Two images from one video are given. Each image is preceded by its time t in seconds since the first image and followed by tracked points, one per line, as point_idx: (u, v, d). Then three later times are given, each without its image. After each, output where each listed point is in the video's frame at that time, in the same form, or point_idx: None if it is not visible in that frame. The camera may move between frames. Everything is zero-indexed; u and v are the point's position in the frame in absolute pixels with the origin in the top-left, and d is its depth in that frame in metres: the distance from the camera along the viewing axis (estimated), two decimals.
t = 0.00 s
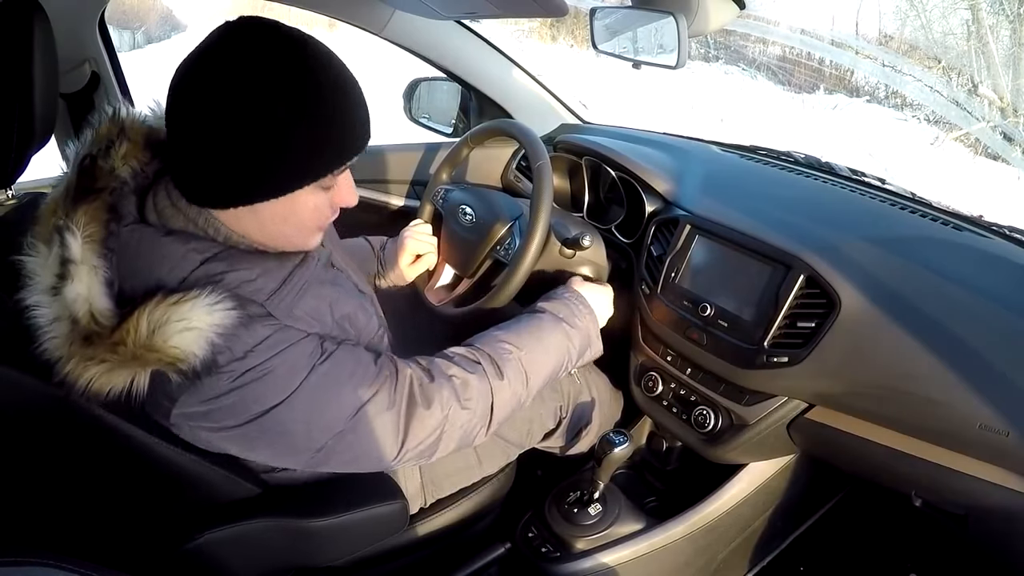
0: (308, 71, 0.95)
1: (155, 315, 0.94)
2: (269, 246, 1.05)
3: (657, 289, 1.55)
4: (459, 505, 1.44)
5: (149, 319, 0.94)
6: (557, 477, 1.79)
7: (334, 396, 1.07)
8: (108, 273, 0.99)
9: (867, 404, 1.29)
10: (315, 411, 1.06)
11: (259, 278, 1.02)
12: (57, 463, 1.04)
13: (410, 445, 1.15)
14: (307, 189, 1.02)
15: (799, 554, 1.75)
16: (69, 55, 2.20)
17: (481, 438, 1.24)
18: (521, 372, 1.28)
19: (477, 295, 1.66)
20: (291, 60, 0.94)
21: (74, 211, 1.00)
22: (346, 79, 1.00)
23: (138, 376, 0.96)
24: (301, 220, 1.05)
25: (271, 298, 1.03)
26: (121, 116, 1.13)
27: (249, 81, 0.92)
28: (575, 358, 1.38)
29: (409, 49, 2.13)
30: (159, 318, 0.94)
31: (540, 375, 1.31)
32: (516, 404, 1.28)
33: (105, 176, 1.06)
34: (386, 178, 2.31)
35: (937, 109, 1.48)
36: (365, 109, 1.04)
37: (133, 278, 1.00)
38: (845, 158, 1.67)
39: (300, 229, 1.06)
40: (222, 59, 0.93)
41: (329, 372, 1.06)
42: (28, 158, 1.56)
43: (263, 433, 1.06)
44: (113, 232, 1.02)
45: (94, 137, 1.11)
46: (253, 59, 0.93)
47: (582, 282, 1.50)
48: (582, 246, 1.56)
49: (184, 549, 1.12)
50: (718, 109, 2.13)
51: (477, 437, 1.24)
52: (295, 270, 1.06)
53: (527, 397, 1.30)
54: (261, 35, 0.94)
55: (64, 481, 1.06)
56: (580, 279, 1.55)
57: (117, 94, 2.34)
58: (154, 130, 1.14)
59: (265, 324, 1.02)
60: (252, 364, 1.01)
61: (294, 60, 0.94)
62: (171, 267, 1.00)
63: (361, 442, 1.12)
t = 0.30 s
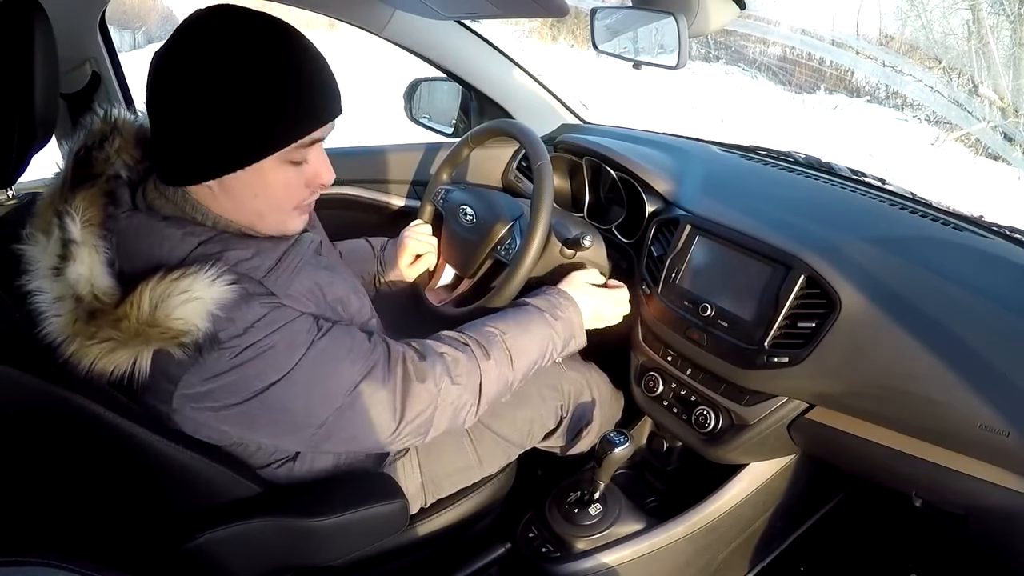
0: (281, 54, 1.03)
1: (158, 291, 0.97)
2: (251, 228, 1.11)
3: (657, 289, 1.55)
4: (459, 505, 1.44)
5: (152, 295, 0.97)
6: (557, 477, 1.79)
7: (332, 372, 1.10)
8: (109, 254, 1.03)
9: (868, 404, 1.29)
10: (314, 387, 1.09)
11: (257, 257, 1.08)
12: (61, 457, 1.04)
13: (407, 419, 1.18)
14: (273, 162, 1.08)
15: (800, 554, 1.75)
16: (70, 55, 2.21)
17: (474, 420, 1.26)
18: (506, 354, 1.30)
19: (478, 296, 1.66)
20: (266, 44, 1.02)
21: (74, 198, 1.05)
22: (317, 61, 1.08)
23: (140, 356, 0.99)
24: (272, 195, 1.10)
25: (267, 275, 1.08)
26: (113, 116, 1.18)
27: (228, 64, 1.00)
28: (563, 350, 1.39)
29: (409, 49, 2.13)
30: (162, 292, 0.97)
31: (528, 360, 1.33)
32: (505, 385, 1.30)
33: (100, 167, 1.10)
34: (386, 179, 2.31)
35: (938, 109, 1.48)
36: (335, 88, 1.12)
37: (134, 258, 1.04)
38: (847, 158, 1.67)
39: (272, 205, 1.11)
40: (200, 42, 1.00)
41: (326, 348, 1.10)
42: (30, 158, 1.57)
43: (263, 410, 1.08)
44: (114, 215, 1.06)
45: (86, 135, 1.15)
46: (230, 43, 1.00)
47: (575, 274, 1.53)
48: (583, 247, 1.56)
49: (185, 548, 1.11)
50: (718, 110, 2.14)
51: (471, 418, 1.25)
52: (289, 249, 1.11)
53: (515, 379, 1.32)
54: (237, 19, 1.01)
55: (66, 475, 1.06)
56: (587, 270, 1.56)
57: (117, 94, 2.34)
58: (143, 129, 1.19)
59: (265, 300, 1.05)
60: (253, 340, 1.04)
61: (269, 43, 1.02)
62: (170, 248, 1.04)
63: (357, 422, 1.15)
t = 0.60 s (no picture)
0: (282, 51, 1.05)
1: (133, 286, 0.96)
2: (250, 219, 1.13)
3: (658, 289, 1.55)
4: (459, 505, 1.44)
5: (127, 290, 0.96)
6: (558, 477, 1.79)
7: (313, 380, 1.08)
8: (90, 246, 1.03)
9: (868, 404, 1.29)
10: (291, 396, 1.07)
11: (239, 258, 1.07)
12: (54, 459, 1.03)
13: (393, 445, 1.16)
14: (272, 153, 1.09)
15: (800, 554, 1.75)
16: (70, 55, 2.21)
17: (465, 446, 1.24)
18: (497, 379, 1.28)
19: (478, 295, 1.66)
20: (267, 40, 1.04)
21: (61, 192, 1.06)
22: (317, 59, 1.10)
23: (116, 350, 0.97)
24: (271, 186, 1.12)
25: (249, 278, 1.07)
26: (113, 118, 1.20)
27: (229, 59, 1.01)
28: (552, 368, 1.36)
29: (409, 48, 2.13)
30: (138, 287, 0.96)
31: (520, 383, 1.30)
32: (499, 411, 1.28)
33: (94, 165, 1.12)
34: (386, 178, 2.31)
35: (938, 109, 1.48)
36: (333, 86, 1.14)
37: (115, 253, 1.04)
38: (848, 159, 1.69)
39: (270, 197, 1.12)
40: (202, 36, 1.01)
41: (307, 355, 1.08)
42: (31, 158, 1.57)
43: (239, 415, 1.05)
44: (99, 210, 1.07)
45: (86, 134, 1.17)
46: (232, 38, 1.02)
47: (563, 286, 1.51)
48: (583, 247, 1.56)
49: (185, 548, 1.11)
50: (719, 110, 2.14)
51: (462, 445, 1.23)
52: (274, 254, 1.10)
53: (508, 405, 1.29)
54: (236, 15, 1.03)
55: (61, 476, 1.05)
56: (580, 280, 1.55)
57: (118, 94, 2.34)
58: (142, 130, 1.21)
59: (244, 302, 1.05)
60: (230, 342, 1.02)
61: (270, 40, 1.04)
62: (153, 244, 1.04)
63: (344, 433, 1.12)
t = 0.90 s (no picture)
0: (301, 52, 1.05)
1: (147, 285, 0.97)
2: (263, 219, 1.13)
3: (658, 289, 1.55)
4: (459, 505, 1.44)
5: (141, 289, 0.97)
6: (558, 477, 1.79)
7: (326, 377, 1.08)
8: (105, 244, 1.03)
9: (868, 404, 1.29)
10: (303, 393, 1.07)
11: (252, 256, 1.07)
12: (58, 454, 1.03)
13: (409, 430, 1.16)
14: (289, 154, 1.10)
15: (801, 554, 1.75)
16: (72, 55, 2.21)
17: (492, 428, 1.24)
18: (523, 364, 1.28)
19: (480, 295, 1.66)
20: (286, 40, 1.04)
21: (75, 187, 1.07)
22: (334, 61, 1.10)
23: (128, 349, 0.98)
24: (286, 187, 1.12)
25: (262, 276, 1.07)
26: (128, 115, 1.20)
27: (247, 58, 1.01)
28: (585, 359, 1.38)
29: (410, 49, 2.13)
30: (152, 286, 0.97)
31: (553, 368, 1.32)
32: (524, 399, 1.29)
33: (109, 162, 1.12)
34: (387, 179, 2.31)
35: (939, 109, 1.48)
36: (349, 89, 1.14)
37: (127, 252, 1.05)
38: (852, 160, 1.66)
39: (285, 197, 1.13)
40: (221, 35, 1.01)
41: (320, 352, 1.08)
42: (32, 157, 1.57)
43: (250, 410, 1.06)
44: (113, 207, 1.07)
45: (101, 131, 1.18)
46: (250, 38, 1.02)
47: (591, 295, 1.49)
48: (584, 247, 1.56)
49: (186, 548, 1.12)
50: (720, 110, 2.14)
51: (486, 428, 1.24)
52: (286, 252, 1.11)
53: (536, 391, 1.30)
54: (253, 15, 1.03)
55: (60, 474, 1.04)
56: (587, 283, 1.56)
57: (119, 94, 2.34)
58: (156, 129, 1.21)
59: (256, 301, 1.05)
60: (242, 340, 1.04)
61: (289, 40, 1.04)
62: (165, 243, 1.05)
63: (354, 424, 1.12)
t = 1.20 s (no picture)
0: (312, 55, 1.05)
1: (123, 275, 0.97)
2: (267, 212, 1.13)
3: (658, 289, 1.55)
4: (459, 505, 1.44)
5: (117, 278, 0.97)
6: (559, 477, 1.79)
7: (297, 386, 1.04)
8: (87, 235, 1.04)
9: (869, 404, 1.29)
10: (270, 403, 1.02)
11: (233, 257, 1.07)
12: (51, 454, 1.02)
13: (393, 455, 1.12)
14: (299, 150, 1.10)
15: (801, 554, 1.75)
16: (72, 55, 2.21)
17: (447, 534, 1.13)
18: (504, 472, 1.17)
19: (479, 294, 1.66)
20: (299, 42, 1.04)
21: (64, 181, 1.08)
22: (345, 64, 1.11)
23: (104, 338, 0.97)
24: (294, 182, 1.13)
25: (242, 276, 1.06)
26: (126, 117, 1.22)
27: (258, 57, 1.02)
28: (597, 476, 1.25)
29: (410, 49, 2.13)
30: (129, 276, 0.97)
31: (541, 489, 1.20)
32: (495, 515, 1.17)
33: (102, 159, 1.13)
34: (388, 179, 2.31)
35: (940, 109, 1.48)
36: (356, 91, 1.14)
37: (111, 243, 1.04)
38: (851, 160, 1.65)
39: (292, 192, 1.13)
40: (237, 32, 1.03)
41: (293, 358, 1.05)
42: (32, 157, 1.57)
43: (214, 420, 1.01)
44: (99, 201, 1.08)
45: (99, 130, 1.20)
46: (263, 38, 1.02)
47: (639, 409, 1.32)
48: (584, 247, 1.57)
49: (186, 548, 1.15)
50: (720, 110, 2.14)
51: (439, 536, 1.13)
52: (268, 257, 1.10)
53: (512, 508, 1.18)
54: (268, 15, 1.04)
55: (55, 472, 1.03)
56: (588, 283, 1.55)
57: (119, 94, 2.33)
58: (153, 130, 1.23)
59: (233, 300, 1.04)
60: (214, 340, 1.01)
61: (301, 41, 1.04)
62: (146, 236, 1.05)
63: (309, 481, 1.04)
